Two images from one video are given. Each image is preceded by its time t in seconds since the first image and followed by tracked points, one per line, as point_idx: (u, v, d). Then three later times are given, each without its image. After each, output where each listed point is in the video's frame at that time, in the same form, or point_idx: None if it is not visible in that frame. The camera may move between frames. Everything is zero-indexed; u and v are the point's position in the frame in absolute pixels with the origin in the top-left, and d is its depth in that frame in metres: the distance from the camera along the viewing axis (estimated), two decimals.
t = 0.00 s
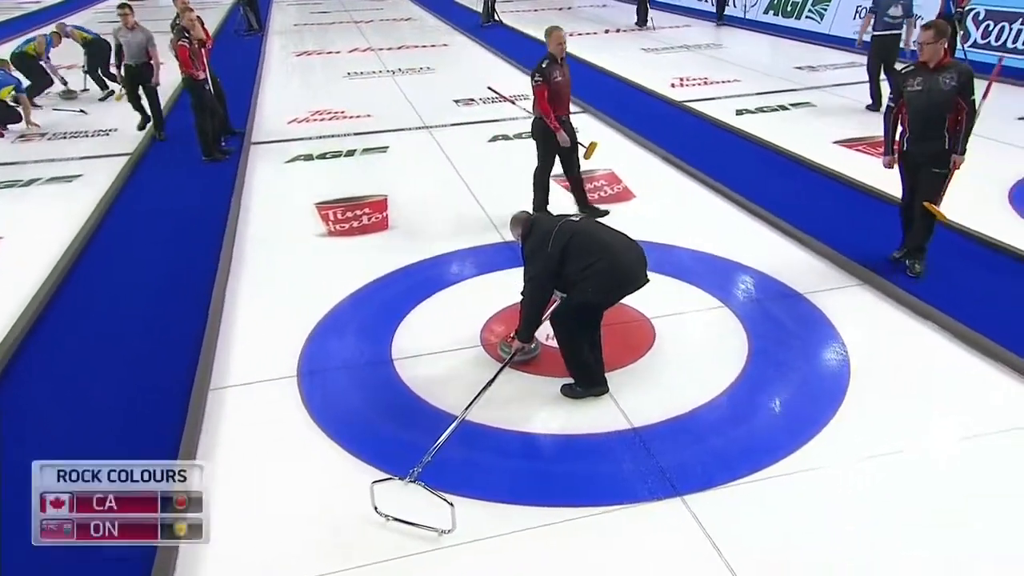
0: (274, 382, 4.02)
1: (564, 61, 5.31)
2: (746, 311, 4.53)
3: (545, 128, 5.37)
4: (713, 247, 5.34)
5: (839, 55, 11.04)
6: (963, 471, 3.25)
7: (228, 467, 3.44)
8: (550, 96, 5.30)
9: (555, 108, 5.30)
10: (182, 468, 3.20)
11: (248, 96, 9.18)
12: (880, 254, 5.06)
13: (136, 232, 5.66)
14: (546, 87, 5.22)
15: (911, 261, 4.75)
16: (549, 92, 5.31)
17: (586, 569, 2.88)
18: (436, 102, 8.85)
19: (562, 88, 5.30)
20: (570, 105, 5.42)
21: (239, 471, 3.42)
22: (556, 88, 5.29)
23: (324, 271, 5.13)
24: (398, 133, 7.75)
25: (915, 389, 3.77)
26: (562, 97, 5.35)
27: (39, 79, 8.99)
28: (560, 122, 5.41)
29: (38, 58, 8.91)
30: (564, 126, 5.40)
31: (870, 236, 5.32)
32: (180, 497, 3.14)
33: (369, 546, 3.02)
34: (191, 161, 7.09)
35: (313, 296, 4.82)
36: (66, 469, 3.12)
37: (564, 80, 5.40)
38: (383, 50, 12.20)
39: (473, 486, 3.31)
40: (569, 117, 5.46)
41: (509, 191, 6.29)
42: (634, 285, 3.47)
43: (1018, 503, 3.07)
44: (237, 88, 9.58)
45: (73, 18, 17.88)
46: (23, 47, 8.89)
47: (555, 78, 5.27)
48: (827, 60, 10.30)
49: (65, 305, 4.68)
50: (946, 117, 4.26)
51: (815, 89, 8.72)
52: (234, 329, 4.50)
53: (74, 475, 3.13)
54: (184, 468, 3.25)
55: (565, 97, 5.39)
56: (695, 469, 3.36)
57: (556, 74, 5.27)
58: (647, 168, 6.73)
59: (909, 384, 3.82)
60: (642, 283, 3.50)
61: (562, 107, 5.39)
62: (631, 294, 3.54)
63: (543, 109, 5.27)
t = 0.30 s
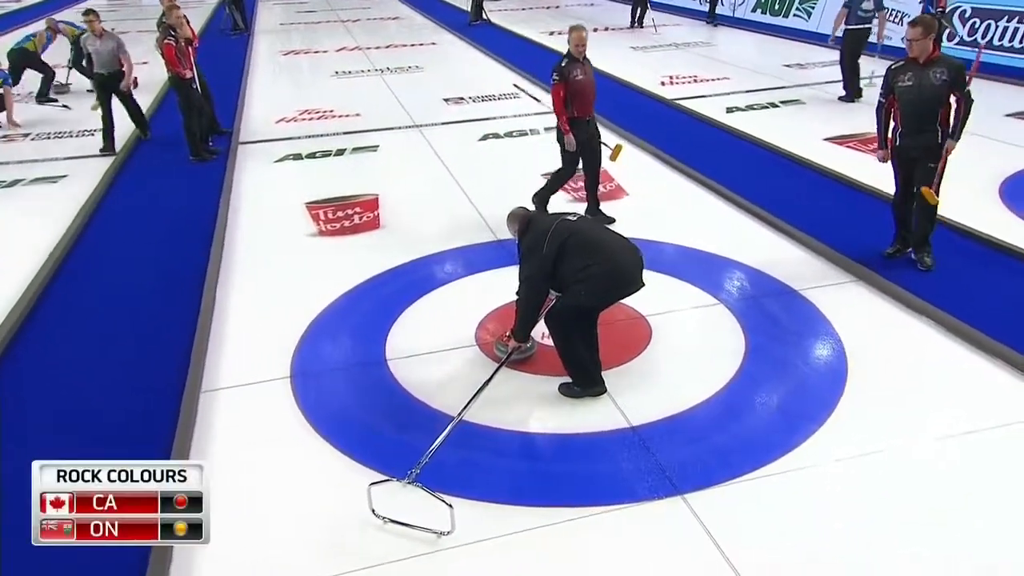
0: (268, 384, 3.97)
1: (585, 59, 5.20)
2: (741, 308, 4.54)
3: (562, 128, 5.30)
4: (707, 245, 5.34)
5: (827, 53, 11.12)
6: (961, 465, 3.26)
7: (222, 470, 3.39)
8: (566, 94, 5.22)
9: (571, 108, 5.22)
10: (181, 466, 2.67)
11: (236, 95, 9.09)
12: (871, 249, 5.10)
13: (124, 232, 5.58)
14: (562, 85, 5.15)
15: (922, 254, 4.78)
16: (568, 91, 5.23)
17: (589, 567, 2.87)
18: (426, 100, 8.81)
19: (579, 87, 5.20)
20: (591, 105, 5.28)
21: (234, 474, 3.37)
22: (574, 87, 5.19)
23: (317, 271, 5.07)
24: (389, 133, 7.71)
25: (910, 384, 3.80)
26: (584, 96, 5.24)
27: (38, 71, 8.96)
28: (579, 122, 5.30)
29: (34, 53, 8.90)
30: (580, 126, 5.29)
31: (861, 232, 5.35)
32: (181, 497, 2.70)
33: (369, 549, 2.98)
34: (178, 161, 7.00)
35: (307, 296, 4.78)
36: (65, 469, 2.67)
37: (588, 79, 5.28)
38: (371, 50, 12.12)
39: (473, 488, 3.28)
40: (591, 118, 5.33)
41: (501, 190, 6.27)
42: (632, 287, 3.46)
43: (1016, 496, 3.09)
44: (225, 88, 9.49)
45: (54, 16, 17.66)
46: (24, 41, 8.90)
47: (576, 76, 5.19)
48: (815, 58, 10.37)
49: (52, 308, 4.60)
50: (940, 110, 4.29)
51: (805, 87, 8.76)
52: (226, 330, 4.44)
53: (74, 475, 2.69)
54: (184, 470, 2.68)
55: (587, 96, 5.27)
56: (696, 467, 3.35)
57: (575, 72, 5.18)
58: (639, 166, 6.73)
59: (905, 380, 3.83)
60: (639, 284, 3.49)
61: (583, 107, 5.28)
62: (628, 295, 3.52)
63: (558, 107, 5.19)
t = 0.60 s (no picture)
0: (266, 385, 3.92)
1: (603, 57, 5.12)
2: (740, 305, 4.53)
3: (579, 126, 5.31)
4: (704, 242, 5.34)
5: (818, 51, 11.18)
6: (964, 461, 3.27)
7: (220, 473, 3.34)
8: (583, 93, 5.19)
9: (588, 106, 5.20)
10: (181, 466, 2.62)
11: (226, 95, 9.01)
12: (867, 246, 5.12)
13: (115, 233, 5.50)
14: (578, 85, 5.13)
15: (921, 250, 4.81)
16: (585, 89, 5.20)
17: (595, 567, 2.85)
18: (419, 99, 8.76)
19: (597, 86, 5.15)
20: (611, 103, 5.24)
21: (232, 476, 3.32)
22: (591, 86, 5.15)
23: (314, 271, 5.02)
24: (382, 131, 7.65)
25: (910, 380, 3.80)
26: (602, 94, 5.18)
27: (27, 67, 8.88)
28: (597, 120, 5.27)
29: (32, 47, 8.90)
30: (597, 124, 5.27)
31: (857, 228, 5.37)
32: (181, 497, 2.65)
33: (372, 551, 2.94)
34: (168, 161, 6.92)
35: (303, 296, 4.72)
36: (65, 468, 2.62)
37: (608, 75, 5.21)
38: (362, 49, 12.05)
39: (477, 489, 3.25)
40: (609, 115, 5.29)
41: (496, 189, 6.24)
42: (631, 295, 3.47)
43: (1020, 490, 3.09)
44: (214, 87, 9.40)
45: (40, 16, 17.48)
46: (15, 37, 8.83)
47: (593, 75, 5.14)
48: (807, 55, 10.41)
49: (43, 309, 4.52)
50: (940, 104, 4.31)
51: (797, 85, 8.79)
52: (221, 331, 4.38)
53: (74, 474, 2.63)
54: (184, 470, 2.62)
55: (607, 93, 5.22)
56: (700, 465, 3.34)
57: (592, 71, 5.13)
58: (634, 165, 6.73)
59: (906, 376, 3.84)
60: (638, 293, 3.51)
61: (602, 104, 5.24)
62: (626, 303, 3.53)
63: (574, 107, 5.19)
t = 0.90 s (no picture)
0: (266, 385, 3.87)
1: (626, 57, 5.04)
2: (742, 303, 4.53)
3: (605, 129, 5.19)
4: (704, 240, 5.34)
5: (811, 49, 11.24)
6: (967, 456, 3.28)
7: (221, 474, 3.29)
8: (608, 95, 5.09)
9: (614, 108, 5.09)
10: (181, 466, 2.57)
11: (219, 94, 8.93)
12: (867, 242, 5.14)
13: (107, 232, 5.43)
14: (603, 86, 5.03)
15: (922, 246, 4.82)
16: (609, 91, 5.11)
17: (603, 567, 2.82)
18: (413, 98, 8.72)
19: (622, 86, 5.07)
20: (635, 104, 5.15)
21: (234, 477, 3.27)
22: (616, 87, 5.07)
23: (312, 270, 4.97)
24: (379, 130, 7.61)
25: (911, 376, 3.81)
26: (627, 95, 5.10)
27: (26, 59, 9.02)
28: (623, 122, 5.16)
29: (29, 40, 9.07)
30: (624, 127, 5.16)
31: (855, 225, 5.39)
32: (181, 497, 2.61)
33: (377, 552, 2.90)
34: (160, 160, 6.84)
35: (301, 296, 4.68)
36: (65, 469, 2.57)
37: (631, 76, 5.14)
38: (355, 47, 12.00)
39: (484, 489, 3.22)
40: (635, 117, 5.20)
41: (494, 187, 6.21)
42: (632, 312, 3.48)
43: None
44: (207, 86, 9.32)
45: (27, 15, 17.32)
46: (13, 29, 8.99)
47: (618, 76, 5.05)
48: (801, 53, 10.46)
49: (35, 309, 4.45)
50: (942, 100, 4.33)
51: (789, 82, 8.84)
52: (218, 331, 4.33)
53: (73, 475, 2.59)
54: (184, 470, 2.58)
55: (630, 95, 5.14)
56: (708, 463, 3.33)
57: (617, 72, 5.05)
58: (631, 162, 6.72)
59: (907, 373, 3.85)
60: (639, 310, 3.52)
61: (626, 106, 5.15)
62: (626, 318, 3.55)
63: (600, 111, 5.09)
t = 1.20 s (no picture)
0: (268, 385, 3.84)
1: (651, 55, 5.03)
2: (745, 300, 4.54)
3: (631, 127, 5.12)
4: (706, 237, 5.34)
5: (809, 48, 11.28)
6: (970, 453, 3.28)
7: (223, 474, 3.26)
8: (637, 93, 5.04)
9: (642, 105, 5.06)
10: (181, 466, 2.54)
11: (215, 92, 8.87)
12: (868, 239, 5.16)
13: (102, 232, 5.38)
14: (634, 83, 4.97)
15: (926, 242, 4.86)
16: (636, 89, 5.05)
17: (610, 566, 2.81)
18: (412, 96, 8.69)
19: (649, 84, 5.05)
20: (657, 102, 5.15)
21: (236, 477, 3.24)
22: (645, 85, 5.04)
23: (313, 270, 4.93)
24: (378, 128, 7.57)
25: (913, 372, 3.82)
26: (652, 94, 5.09)
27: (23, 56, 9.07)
28: (649, 120, 5.14)
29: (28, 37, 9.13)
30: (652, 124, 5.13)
31: (856, 223, 5.40)
32: (181, 497, 2.57)
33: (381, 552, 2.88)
34: (155, 159, 6.79)
35: (302, 295, 4.64)
36: (65, 469, 2.54)
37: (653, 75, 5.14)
38: (352, 46, 11.96)
39: (492, 488, 3.20)
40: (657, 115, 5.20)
41: (496, 185, 6.20)
42: (630, 331, 3.49)
43: None
44: (203, 86, 9.26)
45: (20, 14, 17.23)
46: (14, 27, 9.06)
47: (645, 73, 5.02)
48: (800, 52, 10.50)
49: (31, 309, 4.40)
50: (948, 96, 4.35)
51: (782, 80, 8.90)
52: (217, 331, 4.29)
53: (73, 475, 2.55)
54: (184, 470, 2.55)
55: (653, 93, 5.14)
56: (715, 461, 3.32)
57: (644, 70, 5.01)
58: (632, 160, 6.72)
59: (908, 369, 3.86)
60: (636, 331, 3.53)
61: (650, 104, 5.13)
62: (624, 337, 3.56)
63: (631, 108, 5.01)
